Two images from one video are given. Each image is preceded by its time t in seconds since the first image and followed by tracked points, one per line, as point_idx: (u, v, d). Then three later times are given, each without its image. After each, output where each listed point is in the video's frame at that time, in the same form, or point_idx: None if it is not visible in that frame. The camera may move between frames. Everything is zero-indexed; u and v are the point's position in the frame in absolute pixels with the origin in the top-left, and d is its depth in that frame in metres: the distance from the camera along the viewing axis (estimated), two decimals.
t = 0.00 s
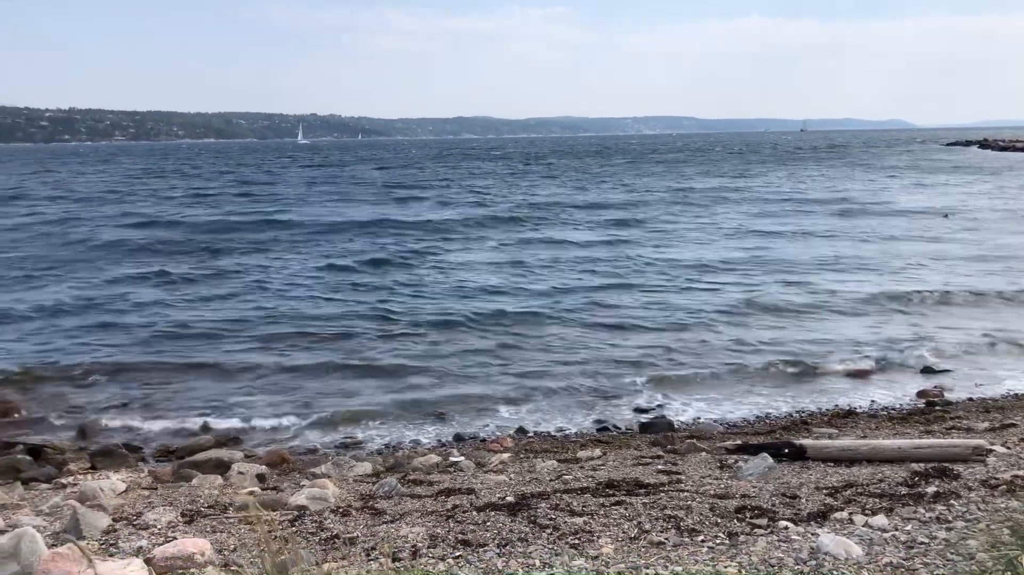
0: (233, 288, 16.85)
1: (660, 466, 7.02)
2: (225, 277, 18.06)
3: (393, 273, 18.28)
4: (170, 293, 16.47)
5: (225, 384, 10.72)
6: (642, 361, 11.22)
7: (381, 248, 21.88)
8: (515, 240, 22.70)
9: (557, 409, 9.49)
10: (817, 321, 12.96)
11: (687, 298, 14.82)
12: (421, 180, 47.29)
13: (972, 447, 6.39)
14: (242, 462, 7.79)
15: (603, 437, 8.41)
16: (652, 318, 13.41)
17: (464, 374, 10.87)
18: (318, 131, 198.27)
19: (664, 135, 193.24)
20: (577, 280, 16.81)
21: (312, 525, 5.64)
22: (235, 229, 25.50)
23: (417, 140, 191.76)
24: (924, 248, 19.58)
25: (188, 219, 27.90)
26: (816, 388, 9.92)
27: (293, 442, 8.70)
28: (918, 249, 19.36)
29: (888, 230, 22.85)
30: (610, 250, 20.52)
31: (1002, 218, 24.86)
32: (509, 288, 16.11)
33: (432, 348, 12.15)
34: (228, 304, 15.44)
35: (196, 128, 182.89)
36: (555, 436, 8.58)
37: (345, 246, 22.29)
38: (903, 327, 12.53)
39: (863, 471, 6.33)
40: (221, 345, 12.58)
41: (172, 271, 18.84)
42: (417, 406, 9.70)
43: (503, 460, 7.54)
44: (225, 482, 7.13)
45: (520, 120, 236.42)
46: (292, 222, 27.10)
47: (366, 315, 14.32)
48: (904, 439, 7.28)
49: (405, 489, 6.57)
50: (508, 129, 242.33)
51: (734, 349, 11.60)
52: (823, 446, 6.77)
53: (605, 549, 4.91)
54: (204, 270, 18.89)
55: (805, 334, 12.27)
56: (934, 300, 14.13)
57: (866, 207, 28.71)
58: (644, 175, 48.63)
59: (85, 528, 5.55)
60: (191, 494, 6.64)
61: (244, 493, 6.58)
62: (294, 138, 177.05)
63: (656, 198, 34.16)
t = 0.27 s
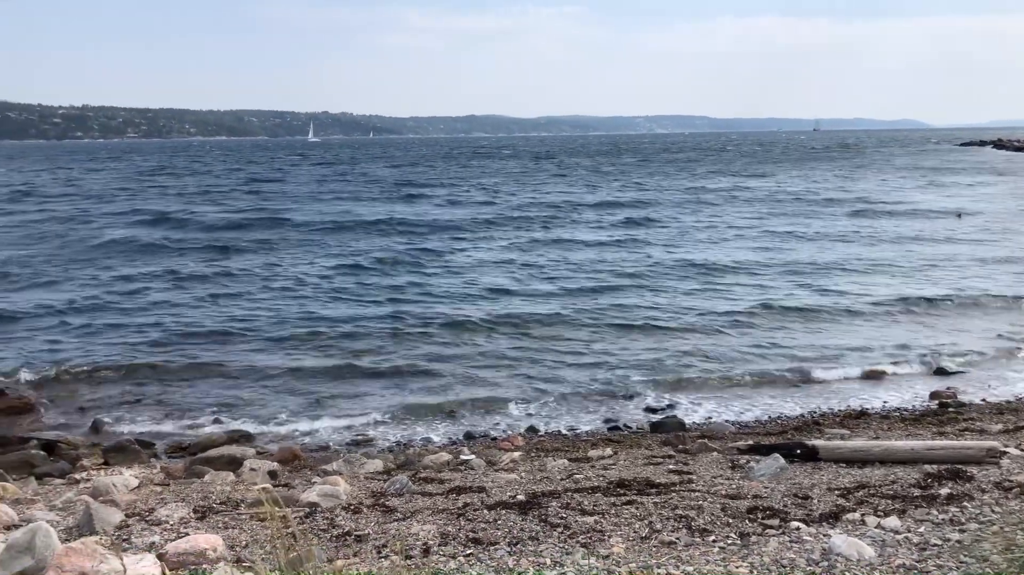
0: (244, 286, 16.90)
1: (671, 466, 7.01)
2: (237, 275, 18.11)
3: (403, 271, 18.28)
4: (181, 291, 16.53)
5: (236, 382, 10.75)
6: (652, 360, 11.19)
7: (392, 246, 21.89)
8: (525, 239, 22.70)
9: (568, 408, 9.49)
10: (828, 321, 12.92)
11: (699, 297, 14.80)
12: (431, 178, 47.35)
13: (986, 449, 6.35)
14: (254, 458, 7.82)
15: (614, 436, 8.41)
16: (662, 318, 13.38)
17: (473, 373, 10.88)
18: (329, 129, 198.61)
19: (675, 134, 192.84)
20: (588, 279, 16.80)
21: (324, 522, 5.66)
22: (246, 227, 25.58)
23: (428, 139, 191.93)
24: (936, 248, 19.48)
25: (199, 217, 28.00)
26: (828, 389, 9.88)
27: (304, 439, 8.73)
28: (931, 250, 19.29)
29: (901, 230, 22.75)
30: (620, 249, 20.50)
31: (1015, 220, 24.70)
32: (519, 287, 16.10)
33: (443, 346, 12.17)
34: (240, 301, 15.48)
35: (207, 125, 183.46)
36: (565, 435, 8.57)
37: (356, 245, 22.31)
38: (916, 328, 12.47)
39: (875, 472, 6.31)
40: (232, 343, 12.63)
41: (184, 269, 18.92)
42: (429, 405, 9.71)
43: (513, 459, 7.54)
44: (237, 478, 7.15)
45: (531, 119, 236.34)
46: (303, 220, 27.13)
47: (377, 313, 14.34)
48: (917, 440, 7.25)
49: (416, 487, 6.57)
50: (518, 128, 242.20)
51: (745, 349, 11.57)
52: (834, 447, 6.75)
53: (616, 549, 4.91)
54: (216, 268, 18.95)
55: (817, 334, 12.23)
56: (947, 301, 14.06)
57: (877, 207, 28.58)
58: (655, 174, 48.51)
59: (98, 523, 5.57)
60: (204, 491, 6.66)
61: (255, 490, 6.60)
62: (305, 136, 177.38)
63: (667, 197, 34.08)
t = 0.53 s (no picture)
0: (257, 285, 16.95)
1: (684, 468, 7.00)
2: (250, 274, 18.16)
3: (416, 271, 18.30)
4: (194, 290, 16.59)
5: (249, 381, 10.78)
6: (664, 362, 11.17)
7: (405, 246, 21.91)
8: (538, 239, 22.68)
9: (581, 409, 9.48)
10: (842, 323, 12.88)
11: (711, 299, 14.76)
12: (443, 179, 47.42)
13: (1002, 453, 6.32)
14: (268, 457, 7.85)
15: (627, 437, 8.39)
16: (675, 319, 13.35)
17: (486, 373, 10.87)
18: (343, 130, 199.07)
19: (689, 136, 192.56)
20: (600, 280, 16.78)
21: (337, 521, 5.67)
22: (259, 227, 25.67)
23: (441, 139, 192.19)
24: (951, 251, 19.38)
25: (212, 217, 28.10)
26: (842, 391, 9.84)
27: (317, 438, 8.75)
28: (945, 252, 19.19)
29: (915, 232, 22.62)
30: (633, 250, 20.46)
31: None
32: (532, 288, 16.10)
33: (455, 346, 12.18)
34: (253, 301, 15.53)
35: (221, 125, 184.14)
36: (578, 436, 8.57)
37: (368, 245, 22.33)
38: (930, 330, 12.42)
39: (889, 475, 6.28)
40: (246, 342, 12.67)
41: (198, 268, 18.99)
42: (441, 404, 9.72)
43: (526, 459, 7.54)
44: (251, 477, 7.18)
45: (544, 120, 236.25)
46: (315, 220, 27.18)
47: (390, 313, 14.37)
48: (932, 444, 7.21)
49: (429, 487, 6.59)
50: (531, 128, 242.12)
51: (758, 351, 11.54)
52: (848, 450, 6.73)
53: (629, 550, 4.90)
54: (229, 267, 19.02)
55: (830, 336, 12.18)
56: (962, 303, 13.98)
57: (892, 209, 28.45)
58: (668, 175, 48.39)
59: (113, 520, 5.60)
60: (217, 489, 6.68)
61: (268, 488, 6.62)
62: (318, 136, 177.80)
63: (679, 198, 34.00)
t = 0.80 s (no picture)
0: (272, 286, 17.01)
1: (699, 470, 6.98)
2: (264, 274, 18.23)
3: (430, 272, 18.33)
4: (210, 290, 16.67)
5: (264, 380, 10.82)
6: (679, 364, 11.14)
7: (419, 247, 21.94)
8: (552, 241, 22.65)
9: (595, 411, 9.46)
10: (858, 326, 12.81)
11: (726, 301, 14.71)
12: (457, 180, 47.44)
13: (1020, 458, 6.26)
14: (282, 456, 7.86)
15: (641, 440, 8.37)
16: (689, 321, 13.32)
17: (500, 374, 10.87)
18: (357, 131, 199.56)
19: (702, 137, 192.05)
20: (614, 282, 16.75)
21: (351, 521, 5.68)
22: (273, 227, 25.73)
23: (455, 140, 192.42)
24: (969, 254, 19.24)
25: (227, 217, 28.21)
26: (859, 395, 9.78)
27: (332, 438, 8.77)
28: (963, 255, 19.05)
29: (932, 235, 22.47)
30: (648, 252, 20.42)
31: None
32: (546, 289, 16.09)
33: (469, 347, 12.18)
34: (268, 301, 15.58)
35: (237, 126, 184.95)
36: (592, 438, 8.56)
37: (383, 245, 22.36)
38: (948, 334, 12.33)
39: (906, 479, 6.24)
40: (261, 342, 12.71)
41: (212, 268, 19.06)
42: (455, 405, 9.73)
43: (540, 461, 7.54)
44: (266, 476, 7.20)
45: (559, 121, 236.14)
46: (330, 221, 27.25)
47: (404, 314, 14.39)
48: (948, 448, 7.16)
49: (443, 487, 6.59)
50: (546, 130, 242.03)
51: (774, 353, 11.48)
52: (864, 453, 6.69)
53: (642, 553, 4.89)
54: (243, 268, 19.07)
55: (846, 339, 12.11)
56: (980, 307, 13.88)
57: (908, 212, 28.29)
58: (683, 177, 48.26)
59: (129, 518, 5.63)
60: (232, 488, 6.71)
61: (283, 488, 6.64)
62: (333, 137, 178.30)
63: (694, 200, 33.90)
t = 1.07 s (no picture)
0: (288, 286, 17.07)
1: (714, 473, 6.96)
2: (281, 275, 18.30)
3: (446, 273, 18.36)
4: (226, 290, 16.75)
5: (281, 380, 10.86)
6: (694, 366, 11.11)
7: (434, 248, 21.96)
8: (568, 242, 22.63)
9: (609, 412, 9.44)
10: (875, 329, 12.73)
11: (743, 303, 14.65)
12: (473, 181, 47.44)
13: None
14: (298, 456, 7.90)
15: (656, 442, 8.35)
16: (705, 323, 13.28)
17: (515, 375, 10.87)
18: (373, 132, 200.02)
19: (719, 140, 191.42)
20: (629, 284, 16.70)
21: (367, 521, 5.70)
22: (289, 228, 25.82)
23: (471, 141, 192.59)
24: (988, 257, 19.09)
25: (242, 218, 28.32)
26: (876, 398, 9.71)
27: (348, 438, 8.80)
28: (982, 258, 18.91)
29: (951, 238, 22.30)
30: (663, 253, 20.37)
31: None
32: (561, 291, 16.08)
33: (485, 348, 12.18)
34: (284, 301, 15.65)
35: (254, 127, 185.80)
36: (606, 439, 8.54)
37: (398, 246, 22.41)
38: (966, 337, 12.24)
39: (923, 484, 6.20)
40: (277, 342, 12.76)
41: (228, 268, 19.12)
42: (470, 407, 9.74)
43: (555, 462, 7.53)
44: (282, 476, 7.23)
45: (575, 122, 235.94)
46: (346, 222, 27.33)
47: (419, 315, 14.41)
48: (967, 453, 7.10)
49: (458, 488, 6.60)
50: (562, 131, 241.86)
51: (790, 356, 11.43)
52: (881, 457, 6.64)
53: (658, 555, 4.88)
54: (258, 268, 19.13)
55: (863, 342, 12.05)
56: (999, 311, 13.76)
57: (927, 214, 28.10)
58: (699, 179, 48.12)
59: (147, 517, 5.66)
60: (249, 487, 6.74)
61: (298, 488, 6.66)
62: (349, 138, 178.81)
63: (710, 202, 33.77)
